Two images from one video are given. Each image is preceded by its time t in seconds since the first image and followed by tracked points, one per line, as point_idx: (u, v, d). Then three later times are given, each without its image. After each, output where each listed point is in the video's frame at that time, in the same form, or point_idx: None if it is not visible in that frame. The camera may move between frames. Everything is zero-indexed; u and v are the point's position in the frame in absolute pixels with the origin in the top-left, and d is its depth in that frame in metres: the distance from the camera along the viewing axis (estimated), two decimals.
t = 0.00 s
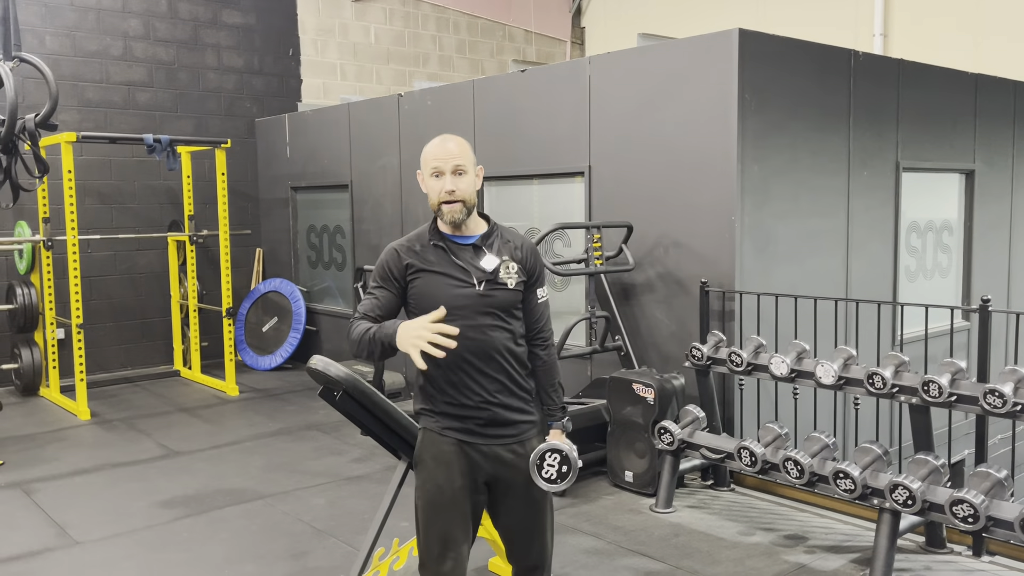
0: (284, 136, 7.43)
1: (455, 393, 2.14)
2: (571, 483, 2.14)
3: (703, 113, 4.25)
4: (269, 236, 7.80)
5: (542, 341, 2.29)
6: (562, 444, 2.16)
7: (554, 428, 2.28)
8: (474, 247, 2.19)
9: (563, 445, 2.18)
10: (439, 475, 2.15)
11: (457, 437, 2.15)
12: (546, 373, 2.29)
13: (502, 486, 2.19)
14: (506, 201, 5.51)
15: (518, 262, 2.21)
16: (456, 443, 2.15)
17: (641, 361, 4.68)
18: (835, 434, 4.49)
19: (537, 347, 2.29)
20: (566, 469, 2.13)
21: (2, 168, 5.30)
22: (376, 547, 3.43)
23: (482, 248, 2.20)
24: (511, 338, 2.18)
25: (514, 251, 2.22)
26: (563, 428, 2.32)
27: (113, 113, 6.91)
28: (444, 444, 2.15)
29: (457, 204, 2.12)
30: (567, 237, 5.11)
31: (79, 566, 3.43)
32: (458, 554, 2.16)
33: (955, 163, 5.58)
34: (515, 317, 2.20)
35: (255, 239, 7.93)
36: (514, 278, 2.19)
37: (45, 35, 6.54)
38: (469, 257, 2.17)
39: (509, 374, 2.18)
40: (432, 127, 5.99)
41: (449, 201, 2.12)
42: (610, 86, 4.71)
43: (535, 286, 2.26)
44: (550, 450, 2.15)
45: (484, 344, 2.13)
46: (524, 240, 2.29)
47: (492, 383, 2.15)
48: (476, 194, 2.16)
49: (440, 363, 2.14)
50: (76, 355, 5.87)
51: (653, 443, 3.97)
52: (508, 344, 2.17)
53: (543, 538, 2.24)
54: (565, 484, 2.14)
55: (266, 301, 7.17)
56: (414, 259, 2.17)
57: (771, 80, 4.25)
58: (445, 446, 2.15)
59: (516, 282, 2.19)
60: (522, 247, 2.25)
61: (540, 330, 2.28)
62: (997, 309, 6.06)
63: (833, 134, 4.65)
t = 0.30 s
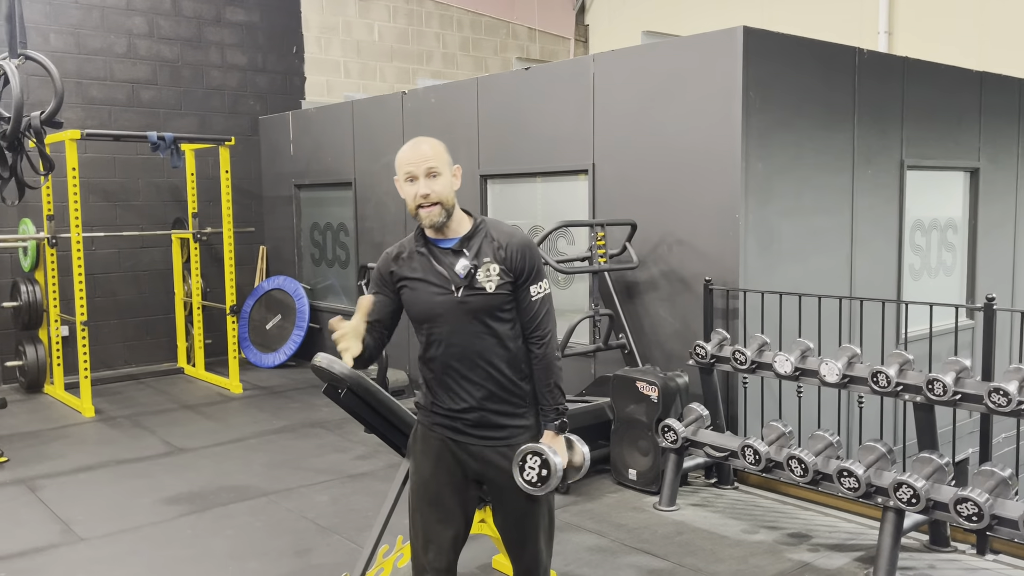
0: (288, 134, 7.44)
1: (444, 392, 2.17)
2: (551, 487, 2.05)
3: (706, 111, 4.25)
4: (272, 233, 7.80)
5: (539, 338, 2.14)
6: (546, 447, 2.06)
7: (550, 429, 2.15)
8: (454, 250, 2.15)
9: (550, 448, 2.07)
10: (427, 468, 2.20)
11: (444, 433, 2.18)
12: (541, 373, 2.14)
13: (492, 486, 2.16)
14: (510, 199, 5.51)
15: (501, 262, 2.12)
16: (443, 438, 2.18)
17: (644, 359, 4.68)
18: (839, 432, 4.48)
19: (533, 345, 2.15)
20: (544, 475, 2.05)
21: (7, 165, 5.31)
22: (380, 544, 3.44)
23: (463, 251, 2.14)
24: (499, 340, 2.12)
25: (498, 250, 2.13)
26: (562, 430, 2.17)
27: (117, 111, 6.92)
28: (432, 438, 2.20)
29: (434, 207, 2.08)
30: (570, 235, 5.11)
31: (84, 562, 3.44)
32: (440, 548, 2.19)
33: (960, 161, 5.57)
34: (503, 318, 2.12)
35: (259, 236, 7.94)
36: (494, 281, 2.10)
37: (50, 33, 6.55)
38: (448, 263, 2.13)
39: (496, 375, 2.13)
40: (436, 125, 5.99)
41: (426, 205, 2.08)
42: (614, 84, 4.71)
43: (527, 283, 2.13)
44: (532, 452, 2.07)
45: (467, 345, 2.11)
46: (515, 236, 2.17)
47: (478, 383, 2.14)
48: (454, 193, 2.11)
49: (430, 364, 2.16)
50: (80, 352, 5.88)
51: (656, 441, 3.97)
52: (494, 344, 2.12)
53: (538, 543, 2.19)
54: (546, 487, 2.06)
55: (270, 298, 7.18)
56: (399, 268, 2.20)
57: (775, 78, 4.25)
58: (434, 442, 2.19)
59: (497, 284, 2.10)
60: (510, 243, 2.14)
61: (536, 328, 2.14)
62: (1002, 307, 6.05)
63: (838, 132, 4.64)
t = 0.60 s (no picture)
0: (292, 131, 7.44)
1: (445, 392, 2.18)
2: (518, 477, 2.03)
3: (710, 108, 4.24)
4: (277, 230, 7.81)
5: (535, 331, 2.12)
6: (524, 437, 2.05)
7: (539, 424, 2.08)
8: (447, 249, 2.15)
9: (526, 438, 2.06)
10: (429, 469, 2.20)
11: (447, 433, 2.18)
12: (536, 367, 2.10)
13: (493, 484, 2.15)
14: (515, 196, 5.52)
15: (494, 256, 2.12)
16: (445, 438, 2.19)
17: (648, 356, 4.68)
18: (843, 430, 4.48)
19: (529, 338, 2.12)
20: (514, 463, 2.03)
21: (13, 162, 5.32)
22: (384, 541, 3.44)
23: (456, 249, 2.14)
24: (496, 336, 2.12)
25: (491, 245, 2.13)
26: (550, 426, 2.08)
27: (122, 108, 6.93)
28: (435, 439, 2.21)
29: (426, 213, 2.08)
30: (574, 232, 5.11)
31: (89, 558, 3.45)
32: (444, 550, 2.18)
33: (966, 158, 5.55)
34: (499, 314, 2.12)
35: (263, 233, 7.95)
36: (488, 276, 2.10)
37: (54, 30, 6.57)
38: (442, 263, 2.15)
39: (495, 371, 2.13)
40: (440, 122, 5.99)
41: (418, 210, 2.08)
42: (618, 81, 4.71)
43: (521, 275, 2.12)
44: (512, 440, 2.06)
45: (464, 344, 2.12)
46: (508, 229, 2.17)
47: (478, 380, 2.14)
48: (444, 198, 2.11)
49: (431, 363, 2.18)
50: (85, 349, 5.90)
51: (660, 438, 3.98)
52: (492, 341, 2.12)
53: (541, 541, 2.19)
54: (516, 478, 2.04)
55: (275, 296, 7.20)
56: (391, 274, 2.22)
57: (780, 75, 4.24)
58: (437, 442, 2.20)
59: (491, 280, 2.10)
60: (503, 237, 2.14)
61: (531, 320, 2.12)
62: (1007, 305, 6.03)
63: (843, 129, 4.63)
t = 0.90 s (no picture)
0: (295, 127, 7.44)
1: (449, 388, 2.15)
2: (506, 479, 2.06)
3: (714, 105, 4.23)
4: (280, 227, 7.81)
5: (538, 335, 2.16)
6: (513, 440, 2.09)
7: (531, 428, 2.10)
8: (468, 241, 2.14)
9: (515, 441, 2.09)
10: (431, 471, 2.16)
11: (450, 433, 2.16)
12: (538, 369, 2.14)
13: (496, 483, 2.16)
14: (518, 193, 5.51)
15: (515, 255, 2.14)
16: (448, 438, 2.16)
17: (651, 354, 4.67)
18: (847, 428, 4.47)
19: (533, 341, 2.16)
20: (503, 465, 2.06)
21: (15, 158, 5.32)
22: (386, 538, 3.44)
23: (478, 242, 2.14)
24: (505, 335, 2.13)
25: (511, 242, 2.16)
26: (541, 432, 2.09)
27: (125, 104, 6.93)
28: (437, 439, 2.17)
29: (457, 194, 2.07)
30: (578, 229, 5.10)
31: (92, 554, 3.46)
32: (448, 551, 2.16)
33: (971, 155, 5.53)
34: (512, 312, 2.14)
35: (266, 230, 7.95)
36: (509, 273, 2.12)
37: (58, 26, 6.57)
38: (464, 254, 2.13)
39: (501, 370, 2.14)
40: (442, 119, 5.99)
41: (450, 190, 2.06)
42: (622, 77, 4.69)
43: (534, 278, 2.17)
44: (502, 443, 2.10)
45: (476, 341, 2.11)
46: (524, 230, 2.20)
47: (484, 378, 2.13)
48: (476, 186, 2.10)
49: (434, 358, 2.15)
50: (88, 345, 5.90)
51: (663, 436, 3.97)
52: (501, 340, 2.13)
53: (542, 541, 2.19)
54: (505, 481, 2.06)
55: (278, 292, 7.20)
56: (406, 260, 2.15)
57: (784, 72, 4.22)
58: (437, 442, 2.17)
59: (512, 276, 2.12)
60: (521, 238, 2.17)
61: (536, 324, 2.16)
62: (1012, 302, 6.01)
63: (847, 125, 4.61)
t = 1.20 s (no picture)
0: (296, 124, 7.42)
1: (446, 382, 2.13)
2: (521, 485, 2.05)
3: (714, 101, 4.21)
4: (280, 224, 7.80)
5: (538, 335, 2.17)
6: (524, 443, 2.07)
7: (537, 428, 2.14)
8: (472, 235, 2.13)
9: (527, 444, 2.08)
10: (426, 468, 2.15)
11: (445, 430, 2.14)
12: (538, 369, 2.15)
13: (492, 480, 2.15)
14: (518, 190, 5.50)
15: (517, 252, 2.14)
16: (444, 435, 2.14)
17: (651, 351, 4.66)
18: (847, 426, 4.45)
19: (532, 341, 2.17)
20: (516, 471, 2.05)
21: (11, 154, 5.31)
22: (384, 535, 3.43)
23: (481, 237, 2.13)
24: (505, 331, 2.12)
25: (514, 240, 2.15)
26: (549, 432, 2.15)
27: (125, 100, 6.92)
28: (432, 436, 2.15)
29: (460, 191, 2.06)
30: (578, 226, 5.09)
31: (89, 550, 3.46)
32: (443, 547, 2.15)
33: (973, 152, 5.51)
34: (512, 309, 2.14)
35: (267, 227, 7.94)
36: (511, 269, 2.11)
37: (58, 22, 6.56)
38: (467, 247, 2.11)
39: (499, 367, 2.13)
40: (442, 116, 5.97)
41: (452, 189, 2.05)
42: (622, 74, 4.68)
43: (535, 277, 2.17)
44: (511, 446, 2.08)
45: (476, 336, 2.10)
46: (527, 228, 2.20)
47: (482, 374, 2.13)
48: (479, 181, 2.09)
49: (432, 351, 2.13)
50: (88, 342, 5.89)
51: (662, 433, 3.96)
52: (501, 336, 2.12)
53: (539, 538, 2.18)
54: (517, 485, 2.06)
55: (278, 289, 7.18)
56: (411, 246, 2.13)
57: (785, 68, 4.20)
58: (433, 438, 2.15)
59: (514, 273, 2.12)
60: (524, 235, 2.17)
61: (536, 323, 2.17)
62: (1013, 300, 5.99)
63: (848, 123, 4.59)
